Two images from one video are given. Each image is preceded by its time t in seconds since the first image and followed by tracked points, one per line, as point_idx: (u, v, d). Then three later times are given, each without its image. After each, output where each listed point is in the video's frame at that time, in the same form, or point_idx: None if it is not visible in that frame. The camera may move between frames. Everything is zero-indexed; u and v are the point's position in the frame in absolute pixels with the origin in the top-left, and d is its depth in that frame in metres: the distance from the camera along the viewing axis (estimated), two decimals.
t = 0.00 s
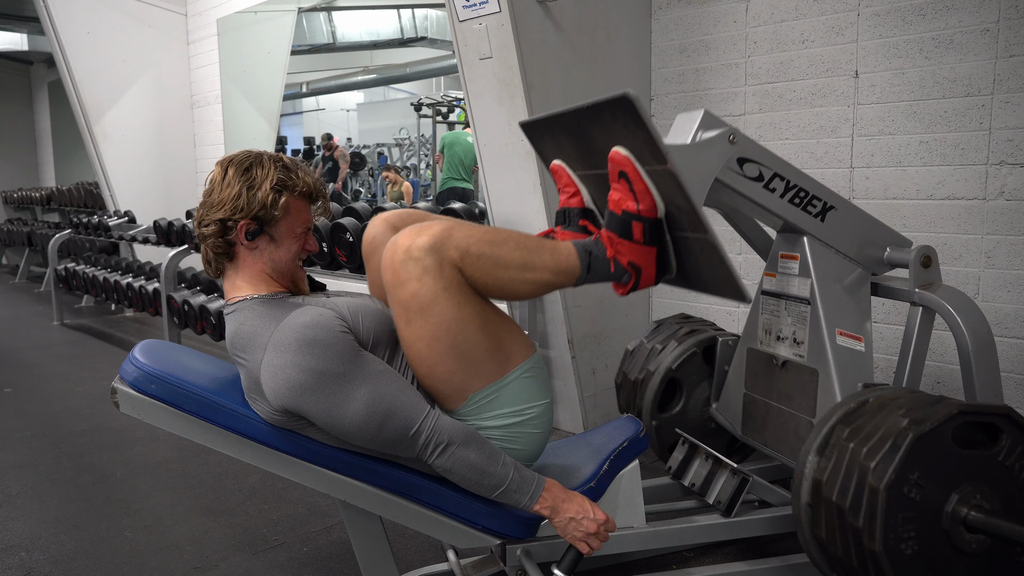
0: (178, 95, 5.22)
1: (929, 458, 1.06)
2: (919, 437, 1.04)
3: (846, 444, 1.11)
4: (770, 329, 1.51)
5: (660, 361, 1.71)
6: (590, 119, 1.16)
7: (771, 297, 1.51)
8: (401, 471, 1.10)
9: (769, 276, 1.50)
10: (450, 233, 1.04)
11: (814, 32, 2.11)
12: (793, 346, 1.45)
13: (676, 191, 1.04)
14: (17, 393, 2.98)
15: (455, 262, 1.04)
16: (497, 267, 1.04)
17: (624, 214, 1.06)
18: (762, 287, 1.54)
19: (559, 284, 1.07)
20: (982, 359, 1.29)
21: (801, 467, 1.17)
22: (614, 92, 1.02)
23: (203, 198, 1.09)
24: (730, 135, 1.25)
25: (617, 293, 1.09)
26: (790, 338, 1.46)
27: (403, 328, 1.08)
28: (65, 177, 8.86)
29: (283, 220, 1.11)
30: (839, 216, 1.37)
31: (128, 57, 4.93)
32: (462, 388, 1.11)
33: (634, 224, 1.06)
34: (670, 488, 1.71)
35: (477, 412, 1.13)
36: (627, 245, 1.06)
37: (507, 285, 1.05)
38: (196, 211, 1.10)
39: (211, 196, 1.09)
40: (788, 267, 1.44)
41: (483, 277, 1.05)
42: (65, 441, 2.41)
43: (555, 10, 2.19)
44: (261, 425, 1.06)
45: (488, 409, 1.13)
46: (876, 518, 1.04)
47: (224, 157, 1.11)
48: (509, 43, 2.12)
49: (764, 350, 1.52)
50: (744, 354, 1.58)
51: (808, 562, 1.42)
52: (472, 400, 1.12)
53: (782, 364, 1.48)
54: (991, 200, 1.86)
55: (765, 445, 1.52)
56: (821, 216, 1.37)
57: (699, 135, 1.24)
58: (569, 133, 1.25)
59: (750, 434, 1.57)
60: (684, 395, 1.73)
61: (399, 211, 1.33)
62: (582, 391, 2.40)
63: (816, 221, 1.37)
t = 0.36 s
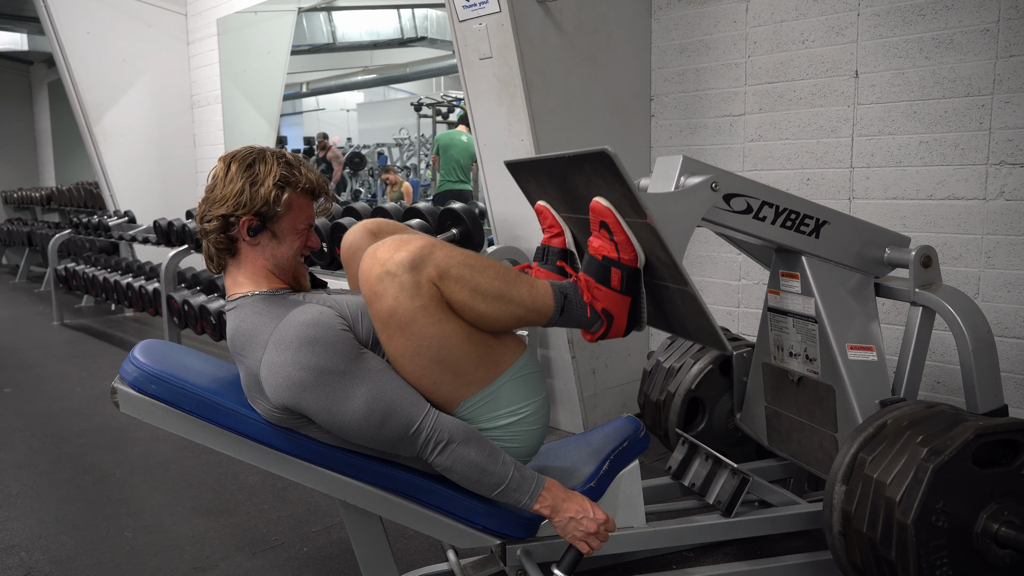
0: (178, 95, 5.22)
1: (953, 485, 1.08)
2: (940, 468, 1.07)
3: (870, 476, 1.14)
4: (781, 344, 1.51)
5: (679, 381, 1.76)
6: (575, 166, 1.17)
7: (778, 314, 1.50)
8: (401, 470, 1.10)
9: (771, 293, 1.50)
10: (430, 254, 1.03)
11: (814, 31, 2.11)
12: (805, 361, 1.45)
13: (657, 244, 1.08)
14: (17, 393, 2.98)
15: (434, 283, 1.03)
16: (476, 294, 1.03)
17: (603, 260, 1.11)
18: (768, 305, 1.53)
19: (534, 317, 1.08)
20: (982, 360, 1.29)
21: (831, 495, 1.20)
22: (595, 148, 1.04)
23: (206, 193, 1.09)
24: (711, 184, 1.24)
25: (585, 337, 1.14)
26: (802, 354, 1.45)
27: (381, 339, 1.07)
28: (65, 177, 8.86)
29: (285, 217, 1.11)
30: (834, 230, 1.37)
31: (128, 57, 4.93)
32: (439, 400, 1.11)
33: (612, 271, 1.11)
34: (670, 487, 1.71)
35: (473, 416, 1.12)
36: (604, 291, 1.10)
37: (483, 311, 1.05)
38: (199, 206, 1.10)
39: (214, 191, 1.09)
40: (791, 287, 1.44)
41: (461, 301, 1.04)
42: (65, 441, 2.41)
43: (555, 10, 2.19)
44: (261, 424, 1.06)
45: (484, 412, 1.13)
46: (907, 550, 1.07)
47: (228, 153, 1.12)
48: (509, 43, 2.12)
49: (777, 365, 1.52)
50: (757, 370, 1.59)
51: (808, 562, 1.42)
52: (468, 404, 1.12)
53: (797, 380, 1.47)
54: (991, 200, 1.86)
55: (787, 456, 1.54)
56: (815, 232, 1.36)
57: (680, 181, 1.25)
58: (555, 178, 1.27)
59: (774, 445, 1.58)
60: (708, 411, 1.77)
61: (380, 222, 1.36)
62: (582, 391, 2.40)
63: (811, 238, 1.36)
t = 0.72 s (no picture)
0: (178, 95, 5.22)
1: (935, 471, 1.09)
2: (923, 453, 1.07)
3: (854, 459, 1.14)
4: (774, 336, 1.51)
5: (668, 370, 1.72)
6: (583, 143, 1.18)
7: (773, 304, 1.51)
8: (401, 470, 1.10)
9: (770, 284, 1.51)
10: (432, 243, 1.03)
11: (814, 32, 2.11)
12: (798, 352, 1.45)
13: (666, 218, 1.06)
14: (18, 393, 2.98)
15: (437, 272, 1.03)
16: (480, 280, 1.04)
17: (613, 234, 1.10)
18: (763, 295, 1.54)
19: (543, 298, 1.07)
20: (981, 360, 1.29)
21: (811, 479, 1.20)
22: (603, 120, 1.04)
23: (197, 200, 1.09)
24: (721, 159, 1.25)
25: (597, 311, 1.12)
26: (795, 344, 1.46)
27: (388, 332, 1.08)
28: (65, 177, 8.86)
29: (278, 220, 1.11)
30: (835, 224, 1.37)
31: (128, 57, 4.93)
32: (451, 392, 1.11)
33: (623, 244, 1.10)
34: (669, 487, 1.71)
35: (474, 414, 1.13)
36: (614, 265, 1.09)
37: (490, 296, 1.05)
38: (191, 214, 1.10)
39: (205, 198, 1.09)
40: (789, 275, 1.44)
41: (465, 288, 1.04)
42: (65, 441, 2.41)
43: (555, 10, 2.19)
44: (261, 425, 1.06)
45: (485, 411, 1.13)
46: (887, 532, 1.07)
47: (218, 158, 1.12)
48: (509, 43, 2.12)
49: (769, 356, 1.52)
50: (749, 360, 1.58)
51: (809, 562, 1.42)
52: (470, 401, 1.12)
53: (787, 370, 1.48)
54: (991, 200, 1.86)
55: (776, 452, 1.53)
56: (819, 223, 1.37)
57: (689, 157, 1.23)
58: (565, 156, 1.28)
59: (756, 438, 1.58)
60: (693, 402, 1.74)
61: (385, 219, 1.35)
62: (582, 391, 2.40)
63: (813, 228, 1.37)
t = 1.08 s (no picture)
0: (178, 95, 5.22)
1: (912, 434, 1.05)
2: (902, 411, 1.03)
3: (832, 417, 1.09)
4: (763, 316, 1.50)
5: (647, 343, 1.71)
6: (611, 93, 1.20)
7: (768, 284, 1.49)
8: (400, 471, 1.09)
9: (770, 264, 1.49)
10: (463, 225, 1.06)
11: (814, 32, 2.11)
12: (786, 331, 1.43)
13: (693, 161, 1.08)
14: (18, 393, 2.98)
15: (471, 250, 1.06)
16: (514, 251, 1.08)
17: (641, 185, 1.12)
18: (760, 275, 1.52)
19: (575, 257, 1.12)
20: (981, 360, 1.28)
21: (782, 439, 1.15)
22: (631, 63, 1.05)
23: (191, 207, 1.10)
24: (744, 109, 1.27)
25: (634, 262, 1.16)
26: (783, 324, 1.44)
27: (415, 323, 1.08)
28: (65, 177, 8.86)
29: (273, 221, 1.11)
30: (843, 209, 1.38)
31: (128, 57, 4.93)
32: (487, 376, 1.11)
33: (651, 195, 1.12)
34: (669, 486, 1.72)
35: (479, 413, 1.12)
36: (643, 216, 1.12)
37: (525, 264, 1.08)
38: (186, 221, 1.10)
39: (199, 204, 1.09)
40: (789, 253, 1.43)
41: (500, 261, 1.08)
42: (65, 441, 2.41)
43: (555, 9, 2.19)
44: (261, 426, 1.06)
45: (491, 411, 1.12)
46: (854, 485, 1.02)
47: (210, 164, 1.12)
48: (509, 44, 2.12)
49: (756, 337, 1.50)
50: (732, 341, 1.56)
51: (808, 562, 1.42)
52: (478, 400, 1.12)
53: (772, 349, 1.45)
54: (991, 200, 1.86)
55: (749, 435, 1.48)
56: (827, 205, 1.37)
57: (713, 110, 1.26)
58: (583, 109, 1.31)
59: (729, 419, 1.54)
60: (668, 379, 1.72)
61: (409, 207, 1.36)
62: (583, 391, 2.40)
63: (821, 209, 1.37)
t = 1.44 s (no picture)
0: (178, 95, 5.22)
1: (897, 398, 1.03)
2: (891, 373, 1.01)
3: (820, 376, 1.06)
4: (756, 296, 1.49)
5: (635, 317, 1.70)
6: (641, 52, 1.26)
7: (766, 266, 1.49)
8: (400, 472, 1.09)
9: (769, 246, 1.49)
10: (494, 209, 1.10)
11: (814, 32, 2.11)
12: (777, 312, 1.42)
13: (721, 119, 1.20)
14: (18, 393, 2.98)
15: (503, 232, 1.10)
16: (545, 228, 1.12)
17: (670, 147, 1.24)
18: (759, 258, 1.52)
19: (601, 230, 1.17)
20: (982, 360, 1.28)
21: (765, 400, 1.12)
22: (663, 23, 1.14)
23: (194, 206, 1.10)
24: (772, 72, 1.28)
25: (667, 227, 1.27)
26: (776, 304, 1.43)
27: (444, 310, 1.10)
28: (65, 176, 8.86)
29: (276, 220, 1.11)
30: (851, 197, 1.39)
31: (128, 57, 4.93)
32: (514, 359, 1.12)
33: (681, 157, 1.24)
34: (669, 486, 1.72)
35: (484, 406, 1.11)
36: (675, 178, 1.24)
37: (556, 240, 1.13)
38: (189, 220, 1.10)
39: (202, 203, 1.09)
40: (794, 236, 1.42)
41: (532, 240, 1.11)
42: (65, 441, 2.41)
43: (555, 9, 2.19)
44: (261, 426, 1.06)
45: (495, 406, 1.11)
46: (836, 439, 0.98)
47: (213, 162, 1.12)
48: (509, 43, 2.13)
49: (746, 318, 1.50)
50: (721, 322, 1.55)
51: (808, 562, 1.42)
52: (484, 393, 1.11)
53: (761, 329, 1.45)
54: (991, 200, 1.86)
55: (724, 415, 1.46)
56: (837, 191, 1.38)
57: (737, 74, 1.27)
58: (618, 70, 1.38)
59: (706, 401, 1.53)
60: (652, 355, 1.71)
61: (448, 199, 1.37)
62: (583, 391, 2.40)
63: (831, 194, 1.37)
